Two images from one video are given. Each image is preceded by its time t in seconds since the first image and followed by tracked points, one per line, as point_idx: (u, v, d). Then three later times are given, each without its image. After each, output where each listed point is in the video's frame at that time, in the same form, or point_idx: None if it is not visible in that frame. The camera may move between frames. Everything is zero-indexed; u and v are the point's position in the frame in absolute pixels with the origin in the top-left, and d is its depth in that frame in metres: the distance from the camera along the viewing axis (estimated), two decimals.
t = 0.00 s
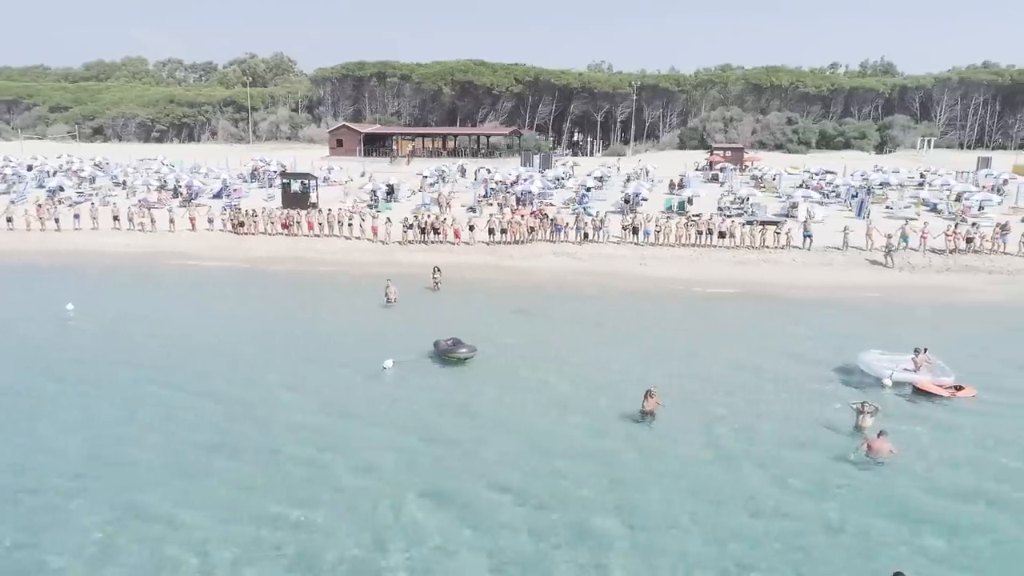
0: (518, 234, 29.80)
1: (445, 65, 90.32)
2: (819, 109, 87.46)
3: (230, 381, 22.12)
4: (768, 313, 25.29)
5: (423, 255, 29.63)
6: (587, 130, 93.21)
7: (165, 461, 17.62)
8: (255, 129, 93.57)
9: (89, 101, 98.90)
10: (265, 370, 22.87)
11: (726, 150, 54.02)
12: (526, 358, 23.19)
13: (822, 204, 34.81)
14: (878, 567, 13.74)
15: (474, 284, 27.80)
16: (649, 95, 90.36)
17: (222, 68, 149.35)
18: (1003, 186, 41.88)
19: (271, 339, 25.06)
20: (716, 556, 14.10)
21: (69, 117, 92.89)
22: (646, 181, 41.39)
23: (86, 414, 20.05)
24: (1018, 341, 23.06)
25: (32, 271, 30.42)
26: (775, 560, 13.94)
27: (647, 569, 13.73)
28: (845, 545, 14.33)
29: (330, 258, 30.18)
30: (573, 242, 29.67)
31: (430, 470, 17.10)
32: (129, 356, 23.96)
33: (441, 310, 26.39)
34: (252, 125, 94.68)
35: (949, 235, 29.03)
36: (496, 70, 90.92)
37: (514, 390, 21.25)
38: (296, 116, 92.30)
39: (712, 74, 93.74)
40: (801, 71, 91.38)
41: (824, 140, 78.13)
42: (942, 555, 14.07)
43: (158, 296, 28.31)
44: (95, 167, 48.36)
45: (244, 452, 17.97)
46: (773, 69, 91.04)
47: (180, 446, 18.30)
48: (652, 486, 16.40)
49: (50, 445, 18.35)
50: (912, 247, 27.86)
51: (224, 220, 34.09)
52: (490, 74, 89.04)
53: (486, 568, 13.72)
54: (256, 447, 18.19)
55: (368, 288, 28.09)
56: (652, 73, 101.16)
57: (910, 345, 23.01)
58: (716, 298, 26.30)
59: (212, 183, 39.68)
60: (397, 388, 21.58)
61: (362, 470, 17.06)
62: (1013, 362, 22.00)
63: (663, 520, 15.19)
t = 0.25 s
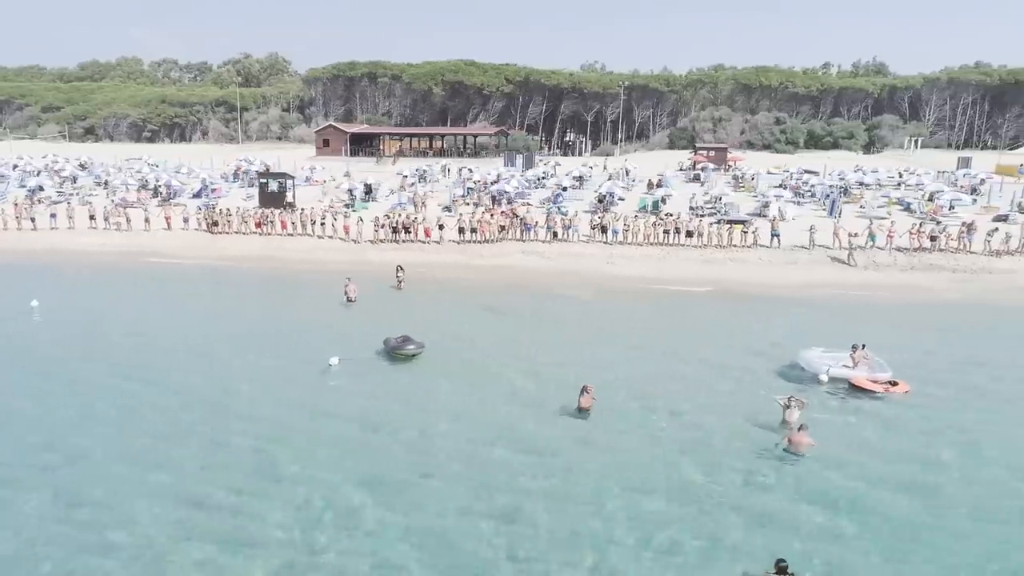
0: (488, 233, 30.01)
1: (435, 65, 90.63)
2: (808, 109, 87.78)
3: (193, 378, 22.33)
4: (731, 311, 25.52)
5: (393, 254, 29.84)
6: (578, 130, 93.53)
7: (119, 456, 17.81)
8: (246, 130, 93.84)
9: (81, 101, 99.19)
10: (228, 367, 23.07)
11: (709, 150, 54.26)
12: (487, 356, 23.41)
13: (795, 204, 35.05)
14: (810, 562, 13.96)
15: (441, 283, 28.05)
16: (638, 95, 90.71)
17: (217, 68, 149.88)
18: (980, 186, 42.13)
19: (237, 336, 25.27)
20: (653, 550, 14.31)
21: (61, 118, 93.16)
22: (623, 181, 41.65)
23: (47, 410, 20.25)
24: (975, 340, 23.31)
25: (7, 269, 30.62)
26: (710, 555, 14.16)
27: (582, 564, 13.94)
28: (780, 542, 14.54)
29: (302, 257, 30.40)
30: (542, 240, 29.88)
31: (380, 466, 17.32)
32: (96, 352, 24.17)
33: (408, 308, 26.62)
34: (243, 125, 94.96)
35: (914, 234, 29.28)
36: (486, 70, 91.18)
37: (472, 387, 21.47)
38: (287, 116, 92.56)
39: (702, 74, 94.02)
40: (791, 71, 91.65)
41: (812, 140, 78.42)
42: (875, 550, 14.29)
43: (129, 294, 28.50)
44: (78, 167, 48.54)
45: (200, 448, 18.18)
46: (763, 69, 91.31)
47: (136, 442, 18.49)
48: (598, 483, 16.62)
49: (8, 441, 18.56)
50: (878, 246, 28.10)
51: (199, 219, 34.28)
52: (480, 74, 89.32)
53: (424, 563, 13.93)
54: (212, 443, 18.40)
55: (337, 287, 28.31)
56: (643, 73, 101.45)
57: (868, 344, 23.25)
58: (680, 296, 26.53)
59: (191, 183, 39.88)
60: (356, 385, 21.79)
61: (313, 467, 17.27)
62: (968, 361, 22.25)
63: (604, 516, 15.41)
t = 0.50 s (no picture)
0: (458, 232, 30.27)
1: (426, 65, 90.92)
2: (798, 109, 88.08)
3: (157, 375, 22.61)
4: (695, 309, 25.75)
5: (364, 253, 30.09)
6: (568, 130, 93.83)
7: (75, 451, 18.09)
8: (237, 129, 94.12)
9: (74, 101, 99.47)
10: (192, 364, 23.34)
11: (691, 150, 54.51)
12: (450, 353, 23.65)
13: (768, 203, 35.29)
14: (746, 556, 14.18)
15: (410, 281, 28.31)
16: (628, 95, 91.05)
17: (211, 68, 150.23)
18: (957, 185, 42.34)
19: (204, 334, 25.53)
20: (592, 545, 14.53)
21: (52, 118, 93.30)
22: (601, 180, 41.88)
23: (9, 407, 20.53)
24: (933, 338, 23.55)
25: None
26: (648, 549, 14.38)
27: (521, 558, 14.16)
28: (718, 536, 14.77)
29: (274, 256, 30.65)
30: (511, 239, 30.14)
31: (333, 463, 17.55)
32: (63, 348, 24.44)
33: (376, 306, 26.86)
34: (234, 125, 95.25)
35: (881, 234, 29.51)
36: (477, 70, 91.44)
37: (432, 385, 21.70)
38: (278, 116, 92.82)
39: (692, 74, 94.31)
40: (781, 71, 91.93)
41: (801, 139, 78.73)
42: (810, 546, 14.51)
43: (101, 291, 28.76)
44: (62, 166, 48.79)
45: (156, 443, 18.46)
46: (753, 69, 91.56)
47: (94, 437, 18.78)
48: (546, 479, 16.84)
49: None
50: (844, 245, 28.33)
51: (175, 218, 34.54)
52: (471, 74, 89.60)
53: (364, 555, 14.17)
54: (167, 439, 18.67)
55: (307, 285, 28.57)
56: (634, 73, 101.73)
57: (827, 342, 23.48)
58: (646, 295, 26.77)
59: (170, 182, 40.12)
60: (317, 382, 22.06)
61: (265, 463, 17.50)
62: (924, 359, 22.47)
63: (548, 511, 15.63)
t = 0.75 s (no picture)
0: (428, 231, 30.47)
1: (417, 66, 91.19)
2: (788, 109, 88.35)
3: (121, 372, 22.82)
4: (658, 308, 25.92)
5: (335, 251, 30.30)
6: (559, 130, 94.11)
7: (31, 448, 18.30)
8: (229, 129, 94.37)
9: (66, 101, 99.76)
10: (157, 361, 23.55)
11: (674, 149, 54.73)
12: (412, 352, 23.81)
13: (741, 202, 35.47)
14: (679, 550, 14.28)
15: (378, 279, 28.52)
16: (619, 95, 91.35)
17: (206, 68, 150.62)
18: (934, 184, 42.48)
19: (172, 332, 25.75)
20: (528, 540, 14.66)
21: (44, 118, 93.52)
22: (579, 180, 42.08)
23: None
24: (892, 336, 23.72)
25: None
26: (584, 544, 14.50)
27: (456, 553, 14.29)
28: (655, 531, 14.87)
29: (246, 254, 30.85)
30: (481, 239, 30.35)
31: (282, 460, 17.68)
32: (30, 346, 24.66)
33: (343, 304, 27.06)
34: (226, 125, 95.52)
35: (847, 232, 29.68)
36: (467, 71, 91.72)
37: (390, 382, 21.86)
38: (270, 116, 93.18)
39: (683, 74, 94.57)
40: (771, 71, 92.20)
41: (789, 139, 79.00)
42: (745, 541, 14.62)
43: (73, 289, 28.97)
44: (45, 166, 49.01)
45: (111, 440, 18.67)
46: (742, 69, 91.81)
47: (51, 434, 18.99)
48: (492, 474, 17.00)
49: None
50: (810, 244, 28.50)
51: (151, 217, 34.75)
52: (461, 75, 89.86)
53: (304, 550, 14.37)
54: (124, 436, 18.89)
55: (276, 283, 28.78)
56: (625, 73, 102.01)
57: (786, 341, 23.64)
58: (611, 293, 26.95)
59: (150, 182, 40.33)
60: (278, 379, 22.27)
61: (217, 460, 17.70)
62: (882, 357, 22.62)
63: (490, 507, 15.76)
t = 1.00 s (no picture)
0: (398, 231, 30.65)
1: (408, 66, 91.41)
2: (777, 109, 88.58)
3: (83, 369, 23.00)
4: (623, 307, 26.08)
5: (305, 250, 30.48)
6: (549, 130, 94.33)
7: None
8: (220, 129, 94.58)
9: (58, 101, 99.94)
10: (120, 359, 23.73)
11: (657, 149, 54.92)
12: (375, 350, 23.98)
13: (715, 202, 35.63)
14: (617, 545, 14.42)
15: (347, 279, 28.71)
16: (608, 95, 91.63)
17: (201, 69, 150.90)
18: (912, 184, 42.65)
19: (138, 329, 25.93)
20: (469, 535, 14.78)
21: (36, 118, 93.68)
22: (557, 180, 42.27)
23: None
24: (852, 334, 23.88)
25: None
26: (523, 539, 14.63)
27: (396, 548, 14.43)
28: (595, 526, 15.00)
29: (218, 254, 31.04)
30: (451, 238, 30.53)
31: (234, 457, 17.83)
32: None
33: (311, 303, 27.24)
34: (217, 125, 95.72)
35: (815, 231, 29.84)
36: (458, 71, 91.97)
37: (351, 380, 22.03)
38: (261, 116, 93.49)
39: (673, 74, 94.80)
40: (760, 71, 92.44)
41: (778, 139, 79.20)
42: (684, 537, 14.75)
43: (44, 287, 29.15)
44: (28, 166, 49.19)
45: (65, 436, 18.83)
46: (732, 69, 92.03)
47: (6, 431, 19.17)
48: (440, 470, 17.13)
49: None
50: (777, 243, 28.67)
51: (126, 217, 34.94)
52: (452, 75, 90.09)
53: (243, 544, 14.55)
54: (78, 432, 19.06)
55: (246, 282, 28.97)
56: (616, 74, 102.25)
57: (747, 340, 23.81)
58: (577, 292, 27.13)
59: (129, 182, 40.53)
60: (238, 376, 22.44)
61: (168, 456, 17.88)
62: (840, 355, 22.78)
63: (434, 502, 15.89)
